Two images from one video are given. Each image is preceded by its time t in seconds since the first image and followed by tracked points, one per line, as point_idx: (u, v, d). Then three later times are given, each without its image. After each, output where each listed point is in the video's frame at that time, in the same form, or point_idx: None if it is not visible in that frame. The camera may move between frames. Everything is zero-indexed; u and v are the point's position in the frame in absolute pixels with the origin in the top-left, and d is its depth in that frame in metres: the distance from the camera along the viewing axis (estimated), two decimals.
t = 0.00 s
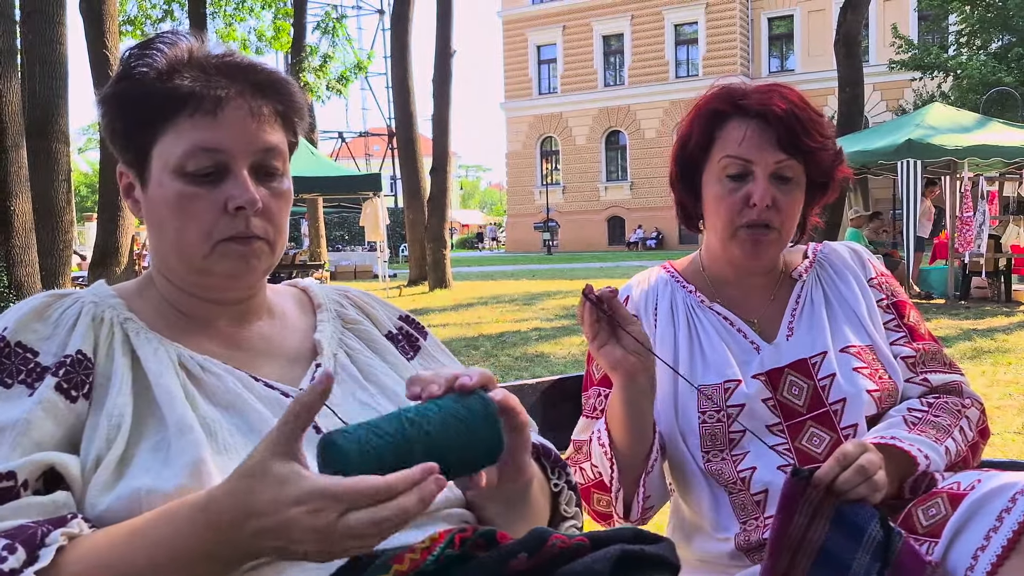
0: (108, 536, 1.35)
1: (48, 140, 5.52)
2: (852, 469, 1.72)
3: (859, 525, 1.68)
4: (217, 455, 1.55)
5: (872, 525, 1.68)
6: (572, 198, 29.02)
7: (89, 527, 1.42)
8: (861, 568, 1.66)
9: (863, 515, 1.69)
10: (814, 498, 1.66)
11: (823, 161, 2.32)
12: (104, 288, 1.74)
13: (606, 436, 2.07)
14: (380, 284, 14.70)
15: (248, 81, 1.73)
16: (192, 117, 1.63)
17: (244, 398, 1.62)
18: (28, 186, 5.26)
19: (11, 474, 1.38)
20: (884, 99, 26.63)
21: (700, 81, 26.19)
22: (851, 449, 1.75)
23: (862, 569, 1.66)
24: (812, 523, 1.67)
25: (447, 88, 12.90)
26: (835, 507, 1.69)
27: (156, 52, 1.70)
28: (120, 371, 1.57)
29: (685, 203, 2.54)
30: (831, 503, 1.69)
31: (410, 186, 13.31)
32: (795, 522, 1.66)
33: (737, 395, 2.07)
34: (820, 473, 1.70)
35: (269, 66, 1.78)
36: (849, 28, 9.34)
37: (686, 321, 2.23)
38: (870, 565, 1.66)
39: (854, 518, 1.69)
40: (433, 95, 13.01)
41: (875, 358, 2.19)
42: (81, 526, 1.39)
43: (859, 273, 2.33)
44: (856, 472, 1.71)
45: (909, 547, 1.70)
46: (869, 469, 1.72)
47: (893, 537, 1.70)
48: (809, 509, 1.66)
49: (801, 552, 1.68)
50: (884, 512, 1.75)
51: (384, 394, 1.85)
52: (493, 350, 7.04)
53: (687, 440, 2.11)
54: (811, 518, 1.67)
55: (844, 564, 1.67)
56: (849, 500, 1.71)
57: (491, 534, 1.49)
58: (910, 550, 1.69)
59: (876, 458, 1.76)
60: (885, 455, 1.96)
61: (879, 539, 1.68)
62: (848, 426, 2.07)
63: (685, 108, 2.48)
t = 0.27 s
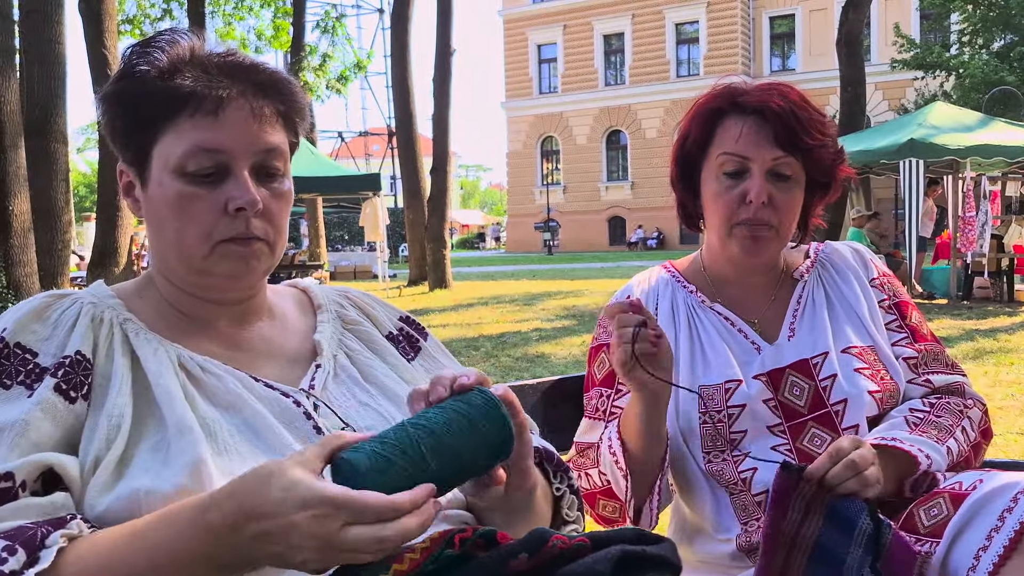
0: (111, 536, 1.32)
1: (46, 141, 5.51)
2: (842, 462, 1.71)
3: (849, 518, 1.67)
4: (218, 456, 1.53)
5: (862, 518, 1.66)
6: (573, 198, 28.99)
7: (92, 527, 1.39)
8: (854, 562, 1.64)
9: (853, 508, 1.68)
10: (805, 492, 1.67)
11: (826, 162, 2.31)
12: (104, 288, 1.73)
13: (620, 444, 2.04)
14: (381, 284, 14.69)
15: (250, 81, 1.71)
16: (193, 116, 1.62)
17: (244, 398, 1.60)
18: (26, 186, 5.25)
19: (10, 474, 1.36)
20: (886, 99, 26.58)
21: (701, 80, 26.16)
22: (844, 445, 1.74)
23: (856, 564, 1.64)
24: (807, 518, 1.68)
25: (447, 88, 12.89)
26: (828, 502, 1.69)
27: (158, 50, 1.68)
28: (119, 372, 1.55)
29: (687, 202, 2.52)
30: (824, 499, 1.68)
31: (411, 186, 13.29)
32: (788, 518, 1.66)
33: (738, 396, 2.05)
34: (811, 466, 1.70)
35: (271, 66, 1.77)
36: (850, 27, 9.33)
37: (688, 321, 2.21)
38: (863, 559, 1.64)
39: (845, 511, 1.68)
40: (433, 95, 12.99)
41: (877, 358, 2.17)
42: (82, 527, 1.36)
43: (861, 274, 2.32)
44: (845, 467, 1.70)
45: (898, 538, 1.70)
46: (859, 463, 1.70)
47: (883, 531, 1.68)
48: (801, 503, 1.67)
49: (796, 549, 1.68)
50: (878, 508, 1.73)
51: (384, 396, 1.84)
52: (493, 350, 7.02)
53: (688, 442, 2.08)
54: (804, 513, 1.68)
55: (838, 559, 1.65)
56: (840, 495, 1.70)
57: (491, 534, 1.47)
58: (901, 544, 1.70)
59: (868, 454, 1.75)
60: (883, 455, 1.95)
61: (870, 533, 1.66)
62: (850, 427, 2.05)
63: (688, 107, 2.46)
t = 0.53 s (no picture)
0: (132, 530, 1.35)
1: (46, 141, 5.52)
2: (834, 457, 1.70)
3: (838, 511, 1.68)
4: (220, 457, 1.53)
5: (851, 512, 1.68)
6: (574, 198, 28.99)
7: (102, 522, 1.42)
8: (846, 555, 1.66)
9: (842, 502, 1.69)
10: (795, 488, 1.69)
11: (829, 162, 2.31)
12: (105, 288, 1.73)
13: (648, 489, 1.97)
14: (382, 284, 14.68)
15: (255, 82, 1.71)
16: (195, 117, 1.61)
17: (246, 398, 1.60)
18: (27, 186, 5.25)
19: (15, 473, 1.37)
20: (886, 98, 26.58)
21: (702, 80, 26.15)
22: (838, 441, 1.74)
23: (847, 558, 1.66)
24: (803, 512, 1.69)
25: (447, 88, 12.89)
26: (819, 497, 1.70)
27: (162, 49, 1.68)
28: (122, 373, 1.55)
29: (689, 201, 2.52)
30: (816, 493, 1.69)
31: (412, 187, 13.29)
32: (780, 513, 1.69)
33: (740, 397, 2.05)
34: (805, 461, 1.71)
35: (275, 67, 1.77)
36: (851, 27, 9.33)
37: (690, 321, 2.20)
38: (854, 553, 1.67)
39: (836, 505, 1.69)
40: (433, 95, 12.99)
41: (879, 358, 2.17)
42: (93, 521, 1.39)
43: (863, 274, 2.32)
44: (838, 462, 1.70)
45: (885, 532, 1.73)
46: (851, 460, 1.70)
47: (870, 524, 1.71)
48: (794, 499, 1.69)
49: (791, 544, 1.70)
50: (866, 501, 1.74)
51: (386, 396, 1.83)
52: (494, 350, 7.02)
53: (690, 444, 2.08)
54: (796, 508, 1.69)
55: (831, 553, 1.68)
56: (831, 489, 1.70)
57: (492, 534, 1.46)
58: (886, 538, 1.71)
59: (862, 449, 1.74)
60: (885, 454, 1.94)
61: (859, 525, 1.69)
62: (852, 427, 2.05)
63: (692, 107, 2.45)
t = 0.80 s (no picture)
0: (137, 532, 1.36)
1: (46, 141, 5.52)
2: (845, 470, 1.72)
3: (840, 517, 1.68)
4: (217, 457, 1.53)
5: (854, 517, 1.68)
6: (574, 198, 28.98)
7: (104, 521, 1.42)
8: (847, 560, 1.66)
9: (845, 508, 1.69)
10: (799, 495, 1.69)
11: (829, 162, 2.30)
12: (103, 289, 1.73)
13: (652, 500, 1.97)
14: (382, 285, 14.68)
15: (252, 82, 1.71)
16: (193, 118, 1.62)
17: (243, 399, 1.60)
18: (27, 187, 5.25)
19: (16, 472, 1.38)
20: (886, 98, 26.59)
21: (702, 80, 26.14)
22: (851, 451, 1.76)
23: (849, 564, 1.65)
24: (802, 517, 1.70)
25: (447, 88, 12.89)
26: (821, 502, 1.70)
27: (160, 50, 1.68)
28: (119, 374, 1.55)
29: (689, 200, 2.52)
30: (817, 498, 1.70)
31: (412, 187, 13.29)
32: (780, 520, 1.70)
33: (739, 397, 2.05)
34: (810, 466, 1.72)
35: (272, 67, 1.77)
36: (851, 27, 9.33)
37: (689, 321, 2.20)
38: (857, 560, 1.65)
39: (837, 511, 1.69)
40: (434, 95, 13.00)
41: (879, 358, 2.17)
42: (96, 521, 1.40)
43: (862, 273, 2.31)
44: (846, 473, 1.72)
45: (891, 539, 1.69)
46: (859, 474, 1.72)
47: (876, 529, 1.69)
48: (796, 505, 1.70)
49: (790, 549, 1.70)
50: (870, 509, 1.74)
51: (383, 396, 1.83)
52: (494, 350, 7.02)
53: (689, 445, 2.07)
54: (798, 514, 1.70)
55: (833, 559, 1.67)
56: (834, 497, 1.71)
57: (491, 534, 1.46)
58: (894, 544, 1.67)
59: (871, 463, 1.76)
60: (886, 453, 1.93)
61: (862, 532, 1.68)
62: (851, 428, 2.05)
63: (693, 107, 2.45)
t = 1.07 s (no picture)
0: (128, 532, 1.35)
1: (46, 141, 5.51)
2: (848, 469, 1.72)
3: (843, 516, 1.68)
4: (218, 456, 1.53)
5: (857, 518, 1.67)
6: (575, 198, 28.99)
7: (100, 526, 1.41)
8: (849, 560, 1.66)
9: (848, 508, 1.69)
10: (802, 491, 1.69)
11: (831, 163, 2.30)
12: (104, 290, 1.73)
13: (665, 499, 1.96)
14: (383, 285, 14.67)
15: (252, 84, 1.71)
16: (193, 120, 1.61)
17: (244, 400, 1.60)
18: (27, 187, 5.25)
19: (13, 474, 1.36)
20: (887, 99, 26.60)
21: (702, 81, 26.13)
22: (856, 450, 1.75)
23: (850, 565, 1.65)
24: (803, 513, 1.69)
25: (448, 88, 12.89)
26: (824, 503, 1.70)
27: (160, 51, 1.68)
28: (119, 374, 1.55)
29: (690, 201, 2.51)
30: (820, 497, 1.70)
31: (412, 187, 13.29)
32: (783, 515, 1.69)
33: (740, 398, 2.05)
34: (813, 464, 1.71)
35: (273, 70, 1.77)
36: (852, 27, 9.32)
37: (690, 322, 2.20)
38: (858, 560, 1.65)
39: (841, 511, 1.69)
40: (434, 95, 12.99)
41: (880, 359, 2.17)
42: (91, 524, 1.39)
43: (863, 274, 2.31)
44: (850, 473, 1.71)
45: (896, 541, 1.68)
46: (863, 474, 1.71)
47: (879, 530, 1.68)
48: (798, 501, 1.69)
49: (791, 547, 1.69)
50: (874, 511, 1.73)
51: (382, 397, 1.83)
52: (495, 350, 7.02)
53: (690, 445, 2.07)
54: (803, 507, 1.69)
55: (835, 559, 1.67)
56: (837, 496, 1.71)
57: (492, 535, 1.45)
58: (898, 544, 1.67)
59: (873, 464, 1.74)
60: (887, 454, 1.93)
61: (865, 534, 1.67)
62: (852, 428, 2.05)
63: (694, 107, 2.45)
